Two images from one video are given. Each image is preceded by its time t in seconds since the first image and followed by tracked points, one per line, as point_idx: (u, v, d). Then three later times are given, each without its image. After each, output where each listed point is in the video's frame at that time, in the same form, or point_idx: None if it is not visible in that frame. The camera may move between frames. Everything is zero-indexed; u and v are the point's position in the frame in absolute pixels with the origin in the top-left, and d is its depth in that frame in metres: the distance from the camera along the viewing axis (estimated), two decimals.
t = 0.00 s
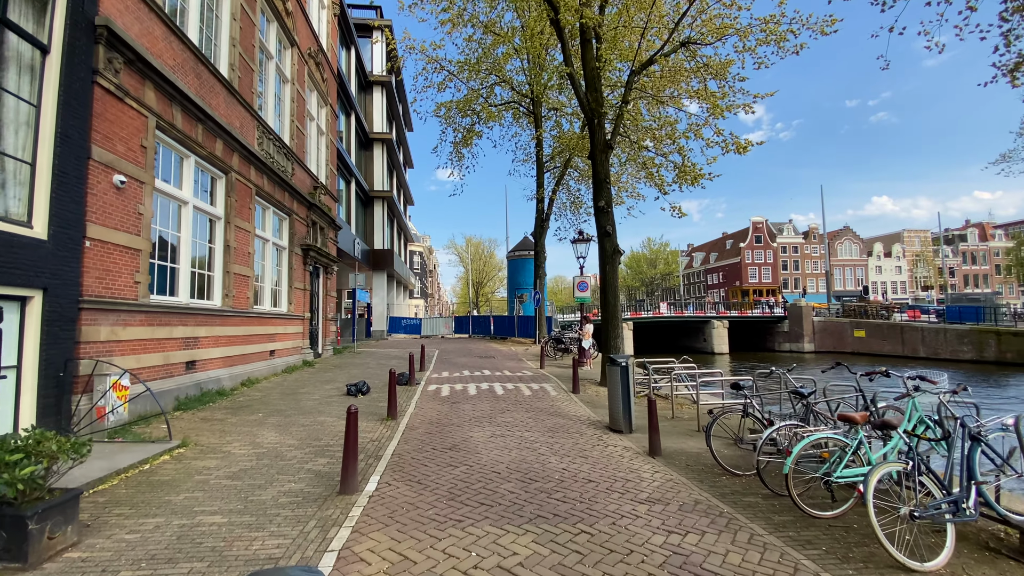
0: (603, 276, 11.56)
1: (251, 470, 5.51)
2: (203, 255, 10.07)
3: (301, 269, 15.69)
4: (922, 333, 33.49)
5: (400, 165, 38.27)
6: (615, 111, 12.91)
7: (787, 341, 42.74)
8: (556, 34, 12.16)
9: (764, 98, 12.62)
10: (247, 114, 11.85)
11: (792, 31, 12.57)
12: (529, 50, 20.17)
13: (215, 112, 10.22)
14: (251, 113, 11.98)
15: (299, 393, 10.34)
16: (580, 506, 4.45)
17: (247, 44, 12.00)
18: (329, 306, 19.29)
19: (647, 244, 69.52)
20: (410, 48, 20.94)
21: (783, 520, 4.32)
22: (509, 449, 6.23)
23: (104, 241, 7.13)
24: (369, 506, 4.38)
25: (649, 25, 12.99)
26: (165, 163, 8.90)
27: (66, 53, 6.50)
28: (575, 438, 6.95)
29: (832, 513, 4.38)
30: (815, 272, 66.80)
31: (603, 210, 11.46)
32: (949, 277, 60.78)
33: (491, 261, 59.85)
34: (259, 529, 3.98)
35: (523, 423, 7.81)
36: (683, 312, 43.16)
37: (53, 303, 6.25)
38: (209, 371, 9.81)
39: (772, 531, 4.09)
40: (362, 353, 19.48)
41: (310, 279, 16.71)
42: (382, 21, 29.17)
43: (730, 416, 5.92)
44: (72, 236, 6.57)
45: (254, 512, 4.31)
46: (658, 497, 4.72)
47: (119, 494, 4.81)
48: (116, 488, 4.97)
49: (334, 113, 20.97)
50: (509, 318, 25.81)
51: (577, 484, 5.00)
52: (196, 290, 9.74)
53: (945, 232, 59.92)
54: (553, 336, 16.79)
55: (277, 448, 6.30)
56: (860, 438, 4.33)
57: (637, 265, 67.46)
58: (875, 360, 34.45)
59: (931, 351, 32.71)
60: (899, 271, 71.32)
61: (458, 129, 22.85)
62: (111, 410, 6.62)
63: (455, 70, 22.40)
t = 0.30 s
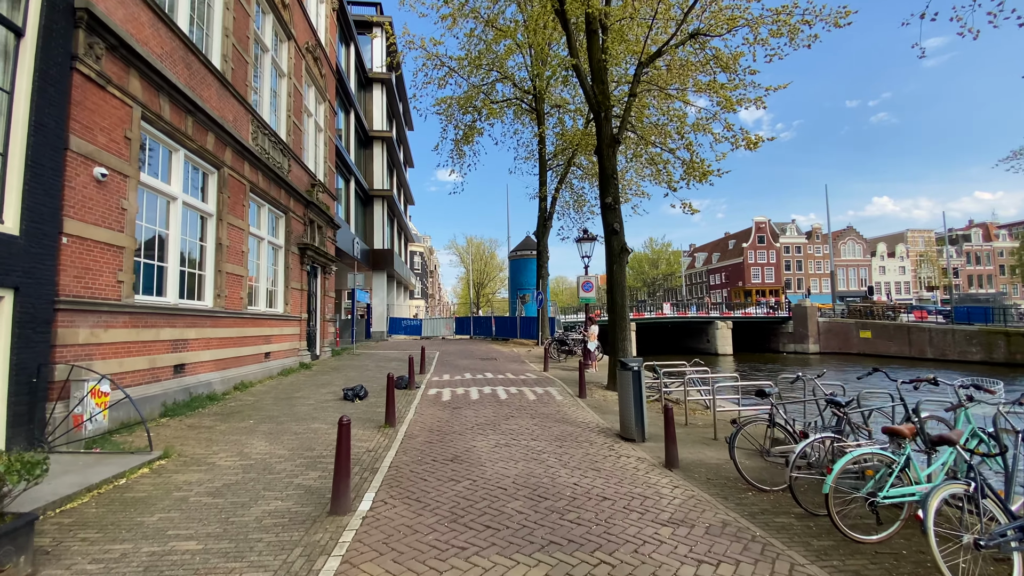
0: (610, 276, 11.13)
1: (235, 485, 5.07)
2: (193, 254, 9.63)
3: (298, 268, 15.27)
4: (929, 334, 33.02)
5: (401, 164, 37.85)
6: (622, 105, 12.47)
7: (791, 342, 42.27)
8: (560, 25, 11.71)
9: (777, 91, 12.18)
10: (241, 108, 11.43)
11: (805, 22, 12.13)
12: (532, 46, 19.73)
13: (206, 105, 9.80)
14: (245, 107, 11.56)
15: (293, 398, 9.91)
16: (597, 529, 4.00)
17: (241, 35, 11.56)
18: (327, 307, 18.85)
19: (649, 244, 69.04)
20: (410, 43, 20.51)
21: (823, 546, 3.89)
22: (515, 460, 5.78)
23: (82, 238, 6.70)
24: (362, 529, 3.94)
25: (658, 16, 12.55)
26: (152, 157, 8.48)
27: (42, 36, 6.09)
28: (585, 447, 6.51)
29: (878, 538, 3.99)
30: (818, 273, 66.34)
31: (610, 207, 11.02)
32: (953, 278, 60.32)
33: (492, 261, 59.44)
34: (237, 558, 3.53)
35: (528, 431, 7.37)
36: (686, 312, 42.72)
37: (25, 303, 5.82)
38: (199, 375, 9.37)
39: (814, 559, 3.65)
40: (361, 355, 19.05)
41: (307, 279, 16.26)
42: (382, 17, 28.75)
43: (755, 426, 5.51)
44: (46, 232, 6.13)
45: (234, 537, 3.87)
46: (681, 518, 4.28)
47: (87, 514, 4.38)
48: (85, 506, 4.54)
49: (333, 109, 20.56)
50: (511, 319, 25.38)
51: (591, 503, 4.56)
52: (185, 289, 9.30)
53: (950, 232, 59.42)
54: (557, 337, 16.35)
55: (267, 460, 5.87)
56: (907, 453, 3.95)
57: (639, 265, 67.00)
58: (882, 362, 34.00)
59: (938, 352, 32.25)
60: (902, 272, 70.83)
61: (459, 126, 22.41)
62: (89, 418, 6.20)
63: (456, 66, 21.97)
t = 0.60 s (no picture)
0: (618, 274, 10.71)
1: (219, 499, 4.64)
2: (184, 251, 9.20)
3: (295, 266, 14.84)
4: (937, 334, 32.55)
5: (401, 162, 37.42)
6: (630, 97, 12.02)
7: (796, 343, 41.82)
8: (567, 13, 11.27)
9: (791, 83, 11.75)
10: (235, 99, 10.99)
11: (820, 11, 11.68)
12: (535, 39, 19.30)
13: (198, 95, 9.37)
14: (239, 98, 11.11)
15: (288, 401, 9.49)
16: (620, 553, 3.57)
17: (235, 24, 11.12)
18: (326, 306, 18.43)
19: (651, 244, 68.57)
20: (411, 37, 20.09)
21: (873, 573, 3.49)
22: (523, 471, 5.35)
23: (61, 231, 6.27)
24: (356, 554, 3.51)
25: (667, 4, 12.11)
26: (139, 148, 8.04)
27: (16, 15, 5.66)
28: (598, 456, 6.09)
29: (934, 562, 3.63)
30: (821, 272, 65.84)
31: (619, 202, 10.59)
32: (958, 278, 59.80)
33: (493, 261, 59.04)
34: None
35: (535, 437, 6.94)
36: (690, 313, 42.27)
37: None
38: (189, 378, 8.96)
39: None
40: (361, 355, 18.63)
41: (305, 277, 15.83)
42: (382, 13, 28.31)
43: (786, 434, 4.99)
44: (19, 224, 5.71)
45: (212, 563, 3.45)
46: (711, 539, 3.85)
47: (53, 534, 3.96)
48: (52, 525, 4.12)
49: (332, 105, 20.14)
50: (513, 319, 24.94)
51: (611, 521, 4.13)
52: (175, 288, 8.87)
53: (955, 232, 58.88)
54: (561, 337, 15.90)
55: (256, 470, 5.46)
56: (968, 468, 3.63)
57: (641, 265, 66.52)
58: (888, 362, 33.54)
59: (946, 353, 31.78)
60: (906, 271, 70.31)
61: (461, 122, 21.98)
62: (66, 423, 5.81)
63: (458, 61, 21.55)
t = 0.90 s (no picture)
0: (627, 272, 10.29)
1: (200, 519, 4.22)
2: (175, 248, 8.79)
3: (293, 265, 14.42)
4: (946, 335, 32.05)
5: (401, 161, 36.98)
6: (639, 89, 11.57)
7: (802, 343, 41.37)
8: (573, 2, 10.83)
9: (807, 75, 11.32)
10: (229, 91, 10.59)
11: None
12: (538, 34, 18.86)
13: (189, 85, 8.96)
14: (233, 90, 10.71)
15: (283, 406, 9.06)
16: None
17: (229, 13, 10.70)
18: (325, 306, 18.01)
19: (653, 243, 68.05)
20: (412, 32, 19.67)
21: None
22: (534, 485, 4.92)
23: (36, 226, 5.86)
24: None
25: None
26: (125, 139, 7.63)
27: None
28: (613, 467, 5.66)
29: None
30: (825, 272, 65.35)
31: (628, 197, 10.14)
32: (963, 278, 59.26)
33: (494, 261, 58.62)
34: None
35: (545, 445, 6.51)
36: (694, 313, 41.80)
37: None
38: (180, 381, 8.55)
39: None
40: (360, 357, 18.21)
41: (303, 277, 15.40)
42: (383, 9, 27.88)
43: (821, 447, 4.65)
44: None
45: None
46: (750, 568, 3.43)
47: (12, 561, 3.53)
48: (12, 550, 3.69)
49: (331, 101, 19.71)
50: (516, 319, 24.52)
51: (635, 546, 3.70)
52: (165, 287, 8.46)
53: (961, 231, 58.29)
54: (566, 338, 15.47)
55: (244, 483, 5.02)
56: None
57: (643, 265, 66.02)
58: (896, 363, 33.07)
59: (955, 354, 31.27)
60: (911, 271, 69.78)
61: (462, 118, 21.55)
62: (41, 433, 5.35)
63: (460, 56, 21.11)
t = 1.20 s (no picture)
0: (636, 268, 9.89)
1: (176, 539, 3.83)
2: (163, 244, 8.39)
3: (289, 263, 14.02)
4: (953, 334, 31.60)
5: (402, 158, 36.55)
6: (647, 79, 11.13)
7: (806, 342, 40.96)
8: None
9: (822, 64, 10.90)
10: (221, 81, 10.17)
11: None
12: (541, 26, 18.42)
13: (178, 73, 8.54)
14: (226, 80, 10.30)
15: (277, 409, 8.68)
16: None
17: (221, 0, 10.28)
18: (324, 305, 17.61)
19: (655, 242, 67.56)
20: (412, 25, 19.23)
21: None
22: (543, 500, 4.52)
23: (7, 219, 5.47)
24: None
25: None
26: (108, 129, 7.23)
27: None
28: (626, 478, 5.27)
29: None
30: (828, 271, 64.88)
31: (636, 191, 9.73)
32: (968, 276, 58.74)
33: (495, 259, 58.20)
34: None
35: (552, 453, 6.11)
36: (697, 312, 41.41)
37: None
38: (169, 383, 8.16)
39: None
40: (359, 357, 17.84)
41: (300, 275, 15.00)
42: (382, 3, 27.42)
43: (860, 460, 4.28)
44: None
45: None
46: None
47: None
48: None
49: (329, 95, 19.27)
50: (518, 318, 24.15)
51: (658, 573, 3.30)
52: (152, 284, 8.06)
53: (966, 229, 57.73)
54: (570, 337, 15.08)
55: (228, 497, 4.64)
56: None
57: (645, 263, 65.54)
58: (902, 363, 32.65)
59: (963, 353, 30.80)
60: (914, 270, 69.26)
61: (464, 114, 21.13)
62: (12, 440, 4.99)
63: (461, 49, 20.69)
